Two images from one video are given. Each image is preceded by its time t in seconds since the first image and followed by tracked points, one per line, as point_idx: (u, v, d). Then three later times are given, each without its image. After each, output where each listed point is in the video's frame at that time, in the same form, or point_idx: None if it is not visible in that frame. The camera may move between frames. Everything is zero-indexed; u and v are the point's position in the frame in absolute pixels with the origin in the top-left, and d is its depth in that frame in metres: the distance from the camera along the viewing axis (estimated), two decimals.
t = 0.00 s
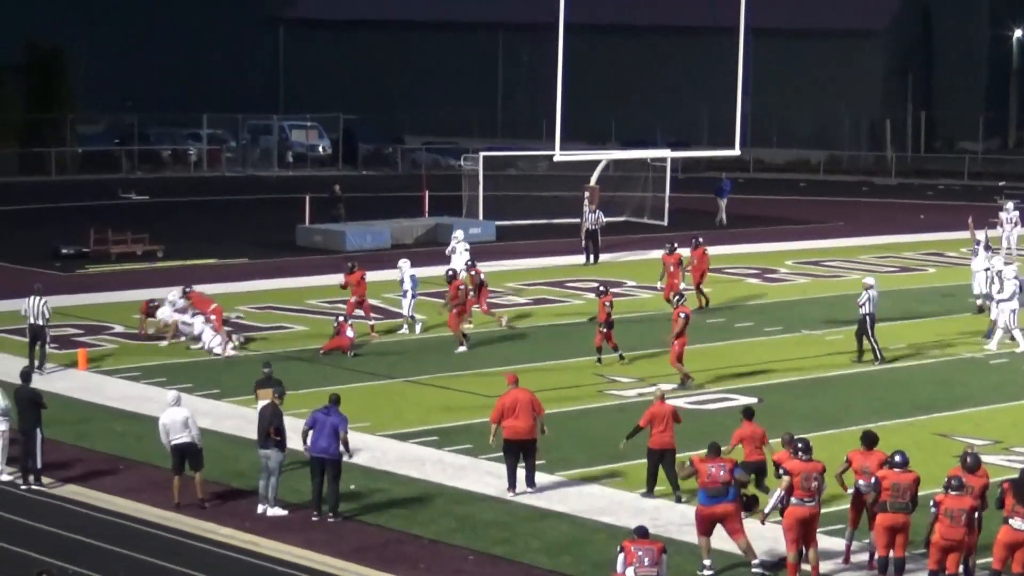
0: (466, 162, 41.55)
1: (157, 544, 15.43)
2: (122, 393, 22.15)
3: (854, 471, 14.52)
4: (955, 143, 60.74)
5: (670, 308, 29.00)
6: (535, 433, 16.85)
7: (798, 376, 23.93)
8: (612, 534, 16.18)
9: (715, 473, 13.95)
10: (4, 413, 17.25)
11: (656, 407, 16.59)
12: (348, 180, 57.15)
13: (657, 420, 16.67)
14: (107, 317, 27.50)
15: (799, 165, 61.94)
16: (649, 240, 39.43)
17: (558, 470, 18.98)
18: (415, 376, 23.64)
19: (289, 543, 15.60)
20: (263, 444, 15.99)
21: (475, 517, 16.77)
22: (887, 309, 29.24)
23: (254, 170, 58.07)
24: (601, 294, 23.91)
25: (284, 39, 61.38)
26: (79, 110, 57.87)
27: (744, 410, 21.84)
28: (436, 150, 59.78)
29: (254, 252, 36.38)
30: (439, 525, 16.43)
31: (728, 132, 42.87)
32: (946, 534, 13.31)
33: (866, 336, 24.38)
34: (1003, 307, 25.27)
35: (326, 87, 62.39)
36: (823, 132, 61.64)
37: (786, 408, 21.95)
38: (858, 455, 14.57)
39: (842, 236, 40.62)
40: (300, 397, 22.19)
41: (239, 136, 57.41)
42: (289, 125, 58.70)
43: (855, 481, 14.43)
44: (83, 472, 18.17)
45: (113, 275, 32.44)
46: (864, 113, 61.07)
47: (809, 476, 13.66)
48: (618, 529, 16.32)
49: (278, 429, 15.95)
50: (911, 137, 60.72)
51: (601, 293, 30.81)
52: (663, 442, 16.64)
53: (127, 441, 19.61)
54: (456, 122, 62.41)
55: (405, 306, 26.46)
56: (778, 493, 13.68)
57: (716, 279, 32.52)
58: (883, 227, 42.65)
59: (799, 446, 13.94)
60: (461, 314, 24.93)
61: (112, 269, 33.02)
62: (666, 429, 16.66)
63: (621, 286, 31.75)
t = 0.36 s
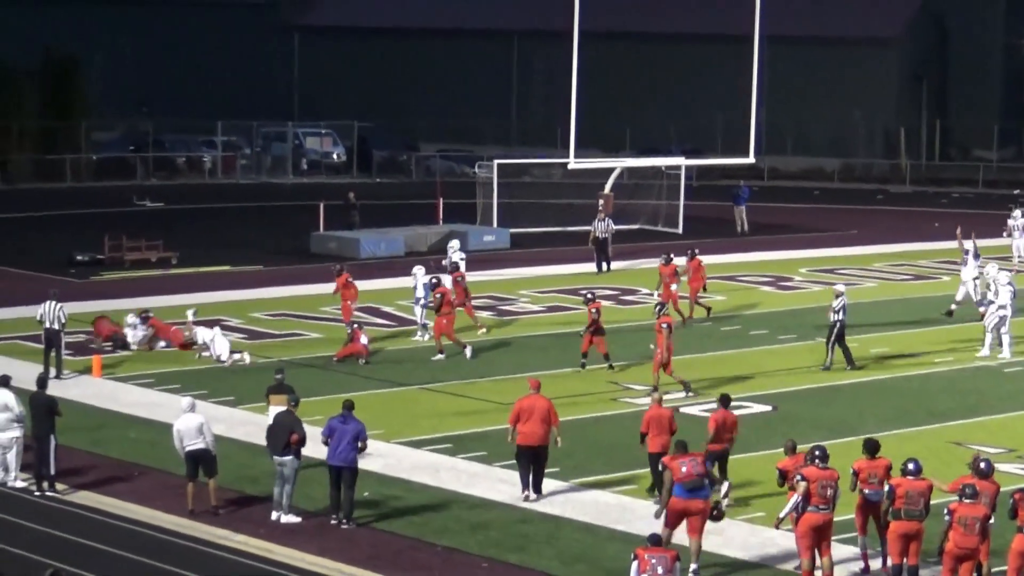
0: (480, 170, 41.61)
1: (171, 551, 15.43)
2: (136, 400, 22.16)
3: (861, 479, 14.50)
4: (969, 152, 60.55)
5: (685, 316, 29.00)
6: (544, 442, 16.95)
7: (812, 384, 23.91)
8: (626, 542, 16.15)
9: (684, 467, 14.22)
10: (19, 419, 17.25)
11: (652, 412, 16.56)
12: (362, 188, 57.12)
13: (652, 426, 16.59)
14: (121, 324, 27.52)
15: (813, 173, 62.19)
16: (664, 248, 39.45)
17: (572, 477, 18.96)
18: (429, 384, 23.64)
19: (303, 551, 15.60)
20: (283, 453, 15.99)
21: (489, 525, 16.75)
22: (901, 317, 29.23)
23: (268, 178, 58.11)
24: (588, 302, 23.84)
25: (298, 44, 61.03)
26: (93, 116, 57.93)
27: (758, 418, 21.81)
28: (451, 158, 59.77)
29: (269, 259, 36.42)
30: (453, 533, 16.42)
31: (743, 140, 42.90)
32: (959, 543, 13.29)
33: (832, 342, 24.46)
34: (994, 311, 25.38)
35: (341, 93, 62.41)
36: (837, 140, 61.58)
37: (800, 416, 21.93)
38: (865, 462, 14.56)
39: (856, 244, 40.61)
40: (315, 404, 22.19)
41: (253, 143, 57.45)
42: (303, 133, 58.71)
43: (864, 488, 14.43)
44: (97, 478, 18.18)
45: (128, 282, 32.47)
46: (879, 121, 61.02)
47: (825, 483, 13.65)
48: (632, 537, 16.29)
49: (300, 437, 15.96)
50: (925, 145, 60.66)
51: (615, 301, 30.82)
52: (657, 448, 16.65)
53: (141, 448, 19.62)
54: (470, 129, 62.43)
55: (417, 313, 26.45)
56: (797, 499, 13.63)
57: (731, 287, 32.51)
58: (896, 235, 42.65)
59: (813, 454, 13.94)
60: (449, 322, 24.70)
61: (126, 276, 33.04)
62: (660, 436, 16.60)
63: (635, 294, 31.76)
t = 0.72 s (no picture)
0: (483, 175, 41.65)
1: (174, 556, 15.43)
2: (140, 404, 22.16)
3: (854, 480, 14.51)
4: (973, 156, 60.55)
5: (689, 320, 29.02)
6: (546, 445, 16.90)
7: (815, 388, 23.93)
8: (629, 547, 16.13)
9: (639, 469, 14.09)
10: (22, 423, 17.25)
11: (645, 410, 16.70)
12: (366, 192, 57.14)
13: (645, 423, 16.70)
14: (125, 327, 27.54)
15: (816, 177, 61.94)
16: (668, 252, 39.44)
17: (576, 481, 18.95)
18: (434, 388, 23.64)
19: (306, 554, 15.60)
20: (289, 457, 15.99)
21: (493, 529, 16.74)
22: (904, 321, 29.23)
23: (271, 181, 58.14)
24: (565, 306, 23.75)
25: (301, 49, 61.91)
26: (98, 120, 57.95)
27: (763, 422, 21.81)
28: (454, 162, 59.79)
29: (273, 263, 36.43)
30: (456, 537, 16.41)
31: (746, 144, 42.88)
32: (960, 547, 13.27)
33: (792, 346, 24.50)
34: (976, 315, 25.35)
35: (344, 97, 62.44)
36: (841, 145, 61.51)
37: (804, 421, 21.92)
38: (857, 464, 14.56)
39: (861, 247, 40.63)
40: (319, 409, 22.20)
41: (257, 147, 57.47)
42: (307, 137, 58.71)
43: (858, 489, 14.41)
44: (101, 482, 18.19)
45: (131, 286, 32.50)
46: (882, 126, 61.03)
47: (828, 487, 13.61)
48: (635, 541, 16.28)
49: (305, 441, 15.96)
50: (928, 150, 60.68)
51: (620, 304, 30.84)
52: (649, 444, 16.75)
53: (143, 452, 19.63)
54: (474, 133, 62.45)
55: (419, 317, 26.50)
56: (804, 506, 13.57)
57: (735, 291, 32.52)
58: (900, 239, 42.64)
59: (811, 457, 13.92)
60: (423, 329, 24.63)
61: (130, 280, 33.10)
62: (651, 434, 16.72)
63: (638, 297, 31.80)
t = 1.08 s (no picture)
0: (481, 173, 41.65)
1: (173, 555, 15.43)
2: (138, 404, 22.15)
3: (837, 474, 14.79)
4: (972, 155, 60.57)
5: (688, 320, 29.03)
6: (538, 441, 16.98)
7: (812, 386, 23.94)
8: (628, 545, 16.12)
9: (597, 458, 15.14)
10: (21, 423, 17.24)
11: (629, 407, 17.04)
12: (363, 191, 57.12)
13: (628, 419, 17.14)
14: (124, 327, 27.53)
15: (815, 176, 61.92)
16: (666, 250, 39.45)
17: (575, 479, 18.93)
18: (432, 387, 23.64)
19: (305, 554, 15.59)
20: (287, 457, 16.00)
21: (492, 528, 16.74)
22: (903, 319, 29.23)
23: (269, 181, 58.15)
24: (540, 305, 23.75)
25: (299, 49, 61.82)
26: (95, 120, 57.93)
27: (761, 421, 21.81)
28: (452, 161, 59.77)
29: (271, 263, 36.42)
30: (455, 537, 16.39)
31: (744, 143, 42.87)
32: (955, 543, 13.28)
33: (759, 345, 24.67)
34: (956, 314, 25.36)
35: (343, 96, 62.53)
36: (840, 143, 61.44)
37: (802, 419, 21.93)
38: (840, 459, 14.81)
39: (860, 246, 40.63)
40: (318, 408, 22.19)
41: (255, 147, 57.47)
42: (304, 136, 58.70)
43: (841, 484, 14.73)
44: (99, 482, 18.18)
45: (130, 285, 32.51)
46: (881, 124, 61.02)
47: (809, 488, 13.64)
48: (634, 540, 16.27)
49: (303, 440, 15.98)
50: (926, 147, 60.67)
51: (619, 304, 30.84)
52: (633, 442, 17.24)
53: (142, 451, 19.62)
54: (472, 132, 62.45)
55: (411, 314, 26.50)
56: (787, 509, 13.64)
57: (733, 290, 32.53)
58: (898, 237, 42.64)
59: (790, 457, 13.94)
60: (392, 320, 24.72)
61: (128, 279, 33.10)
62: (635, 430, 17.23)
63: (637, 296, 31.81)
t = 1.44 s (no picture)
0: (480, 167, 41.66)
1: (173, 550, 15.42)
2: (137, 399, 22.15)
3: (819, 463, 14.89)
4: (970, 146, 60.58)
5: (685, 314, 29.04)
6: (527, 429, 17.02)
7: (811, 379, 23.93)
8: (628, 539, 16.11)
9: (551, 443, 15.18)
10: (20, 419, 17.24)
11: (609, 396, 17.35)
12: (362, 186, 57.12)
13: (610, 410, 17.35)
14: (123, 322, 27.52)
15: (813, 169, 61.72)
16: (665, 243, 39.46)
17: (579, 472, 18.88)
18: (431, 381, 23.64)
19: (304, 548, 15.60)
20: (286, 451, 15.99)
21: (493, 522, 16.72)
22: (902, 312, 29.25)
23: (268, 176, 58.15)
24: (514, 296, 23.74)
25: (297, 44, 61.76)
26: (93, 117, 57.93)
27: (761, 414, 21.80)
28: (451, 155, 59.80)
29: (270, 257, 36.41)
30: (455, 531, 16.38)
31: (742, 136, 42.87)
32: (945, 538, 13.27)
33: (723, 335, 24.67)
34: (935, 306, 25.37)
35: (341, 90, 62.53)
36: (839, 135, 61.42)
37: (802, 412, 21.93)
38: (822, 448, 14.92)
39: (860, 238, 40.61)
40: (318, 403, 22.18)
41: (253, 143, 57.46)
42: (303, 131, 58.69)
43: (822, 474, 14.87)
44: (99, 478, 18.17)
45: (129, 281, 32.51)
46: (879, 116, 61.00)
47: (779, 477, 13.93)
48: (635, 534, 16.25)
49: (302, 433, 15.99)
50: (924, 140, 60.70)
51: (617, 297, 30.85)
52: (613, 431, 17.50)
53: (141, 447, 19.61)
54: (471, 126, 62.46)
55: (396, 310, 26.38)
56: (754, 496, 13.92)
57: (731, 283, 32.54)
58: (897, 230, 42.61)
59: (760, 448, 14.27)
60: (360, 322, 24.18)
61: (127, 275, 33.09)
62: (616, 419, 17.44)
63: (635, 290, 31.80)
